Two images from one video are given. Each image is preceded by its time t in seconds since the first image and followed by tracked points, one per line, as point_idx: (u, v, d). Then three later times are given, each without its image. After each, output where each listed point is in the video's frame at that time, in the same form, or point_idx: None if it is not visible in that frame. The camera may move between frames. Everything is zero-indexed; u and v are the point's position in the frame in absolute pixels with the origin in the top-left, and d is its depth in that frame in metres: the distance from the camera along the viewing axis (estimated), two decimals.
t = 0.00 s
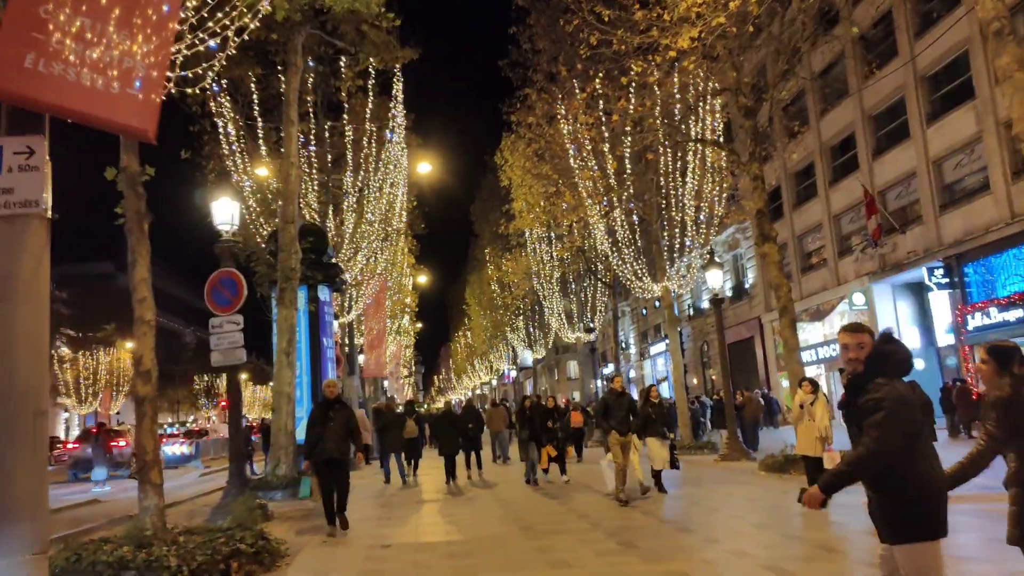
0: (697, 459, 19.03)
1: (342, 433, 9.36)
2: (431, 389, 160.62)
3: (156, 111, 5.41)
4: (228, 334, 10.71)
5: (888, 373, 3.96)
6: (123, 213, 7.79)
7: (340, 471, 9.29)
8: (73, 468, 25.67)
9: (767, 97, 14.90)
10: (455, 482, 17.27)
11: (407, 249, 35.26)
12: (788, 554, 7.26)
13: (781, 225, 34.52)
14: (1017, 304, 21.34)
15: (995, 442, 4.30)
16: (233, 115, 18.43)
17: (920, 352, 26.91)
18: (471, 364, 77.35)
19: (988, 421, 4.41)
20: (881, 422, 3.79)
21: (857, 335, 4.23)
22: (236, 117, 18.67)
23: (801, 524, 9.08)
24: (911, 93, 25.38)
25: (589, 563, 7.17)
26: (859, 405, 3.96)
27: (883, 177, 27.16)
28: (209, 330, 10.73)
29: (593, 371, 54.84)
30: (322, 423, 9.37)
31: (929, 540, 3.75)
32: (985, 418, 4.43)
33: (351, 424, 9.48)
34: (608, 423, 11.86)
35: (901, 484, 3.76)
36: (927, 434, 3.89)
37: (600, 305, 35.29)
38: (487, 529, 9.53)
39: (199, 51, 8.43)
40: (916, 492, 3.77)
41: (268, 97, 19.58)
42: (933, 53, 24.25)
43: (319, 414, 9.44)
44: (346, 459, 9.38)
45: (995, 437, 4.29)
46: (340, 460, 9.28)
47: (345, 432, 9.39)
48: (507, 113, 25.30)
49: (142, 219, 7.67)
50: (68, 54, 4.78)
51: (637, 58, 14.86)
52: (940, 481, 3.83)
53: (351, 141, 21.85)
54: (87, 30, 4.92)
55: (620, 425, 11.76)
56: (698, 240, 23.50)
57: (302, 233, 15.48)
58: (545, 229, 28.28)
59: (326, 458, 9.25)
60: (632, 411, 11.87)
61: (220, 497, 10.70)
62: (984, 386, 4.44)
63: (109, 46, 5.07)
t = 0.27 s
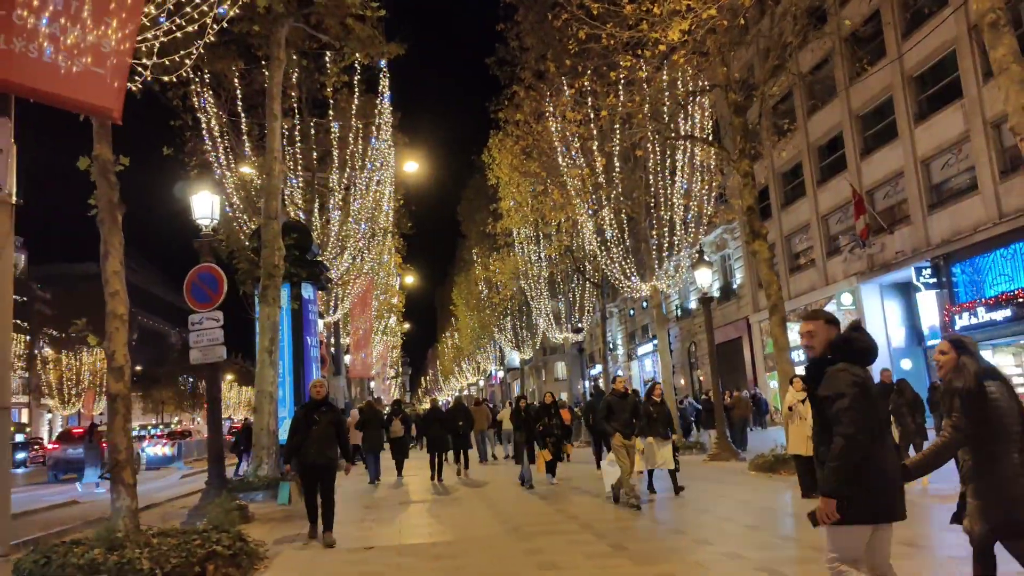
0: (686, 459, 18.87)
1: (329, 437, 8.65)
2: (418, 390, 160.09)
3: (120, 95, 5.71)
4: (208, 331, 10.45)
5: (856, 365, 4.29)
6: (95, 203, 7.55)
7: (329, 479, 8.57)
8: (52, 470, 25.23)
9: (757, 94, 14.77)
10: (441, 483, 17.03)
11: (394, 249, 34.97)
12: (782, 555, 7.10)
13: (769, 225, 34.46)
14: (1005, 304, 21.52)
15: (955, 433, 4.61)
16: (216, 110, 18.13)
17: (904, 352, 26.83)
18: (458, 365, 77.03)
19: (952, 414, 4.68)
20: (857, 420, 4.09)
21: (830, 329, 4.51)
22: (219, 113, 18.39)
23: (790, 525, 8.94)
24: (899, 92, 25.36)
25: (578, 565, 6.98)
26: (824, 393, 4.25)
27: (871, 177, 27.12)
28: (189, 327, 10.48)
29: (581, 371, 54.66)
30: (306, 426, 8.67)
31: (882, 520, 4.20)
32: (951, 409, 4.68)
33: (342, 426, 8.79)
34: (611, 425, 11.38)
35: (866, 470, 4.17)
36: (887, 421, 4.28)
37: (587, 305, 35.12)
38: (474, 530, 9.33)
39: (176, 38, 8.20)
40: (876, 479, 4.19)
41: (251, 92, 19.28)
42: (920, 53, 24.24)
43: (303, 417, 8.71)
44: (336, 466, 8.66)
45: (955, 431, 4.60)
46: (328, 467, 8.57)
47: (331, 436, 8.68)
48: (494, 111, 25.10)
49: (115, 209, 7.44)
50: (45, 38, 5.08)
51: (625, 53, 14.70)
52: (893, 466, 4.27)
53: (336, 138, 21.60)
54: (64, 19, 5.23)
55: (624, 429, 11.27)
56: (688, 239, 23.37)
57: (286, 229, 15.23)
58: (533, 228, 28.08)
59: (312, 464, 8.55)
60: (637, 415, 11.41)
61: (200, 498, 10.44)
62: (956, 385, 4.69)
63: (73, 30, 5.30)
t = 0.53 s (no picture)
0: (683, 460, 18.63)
1: (319, 436, 8.29)
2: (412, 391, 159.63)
3: (88, 77, 6.31)
4: (195, 329, 10.19)
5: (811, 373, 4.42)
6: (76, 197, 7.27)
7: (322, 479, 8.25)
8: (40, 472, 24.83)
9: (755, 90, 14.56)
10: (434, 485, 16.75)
11: (387, 248, 34.68)
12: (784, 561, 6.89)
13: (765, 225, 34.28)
14: (1003, 304, 21.33)
15: (918, 435, 4.82)
16: (206, 107, 17.86)
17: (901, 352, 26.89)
18: (452, 365, 76.67)
19: (915, 417, 4.88)
20: (819, 426, 4.18)
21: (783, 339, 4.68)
22: (209, 109, 18.11)
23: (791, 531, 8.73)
24: (895, 91, 25.20)
25: (574, 571, 6.75)
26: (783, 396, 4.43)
27: (867, 177, 26.98)
28: (175, 326, 10.23)
29: (575, 372, 54.38)
30: (296, 425, 8.31)
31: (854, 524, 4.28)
32: (912, 410, 4.91)
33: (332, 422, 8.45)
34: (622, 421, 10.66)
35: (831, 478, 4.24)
36: (853, 427, 4.38)
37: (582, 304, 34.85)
38: (467, 534, 9.12)
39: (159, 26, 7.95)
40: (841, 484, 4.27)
41: (242, 88, 19.02)
42: (917, 52, 24.12)
43: (292, 416, 8.36)
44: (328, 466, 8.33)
45: (923, 432, 4.80)
46: (320, 467, 8.23)
47: (321, 435, 8.32)
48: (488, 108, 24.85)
49: (96, 202, 7.17)
50: (18, 21, 5.84)
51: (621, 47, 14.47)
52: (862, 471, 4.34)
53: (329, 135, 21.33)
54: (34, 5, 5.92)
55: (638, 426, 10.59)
56: (684, 238, 23.16)
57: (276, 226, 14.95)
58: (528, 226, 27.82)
59: (303, 465, 8.19)
60: (650, 413, 10.71)
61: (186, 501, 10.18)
62: (915, 387, 5.00)
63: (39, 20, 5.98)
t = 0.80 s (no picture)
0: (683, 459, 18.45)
1: (312, 438, 7.92)
2: (409, 390, 159.56)
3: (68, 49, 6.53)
4: (186, 324, 9.97)
5: (769, 371, 4.34)
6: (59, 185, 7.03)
7: (314, 484, 7.88)
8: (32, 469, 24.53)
9: (756, 82, 14.36)
10: (431, 484, 16.57)
11: (383, 245, 34.45)
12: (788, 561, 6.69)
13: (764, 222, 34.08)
14: (1004, 300, 21.26)
15: (893, 429, 4.66)
16: (200, 100, 17.61)
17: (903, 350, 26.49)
18: (450, 363, 76.54)
19: (890, 409, 4.73)
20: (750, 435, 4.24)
21: (745, 333, 4.50)
22: (203, 101, 17.85)
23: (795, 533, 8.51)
24: (897, 86, 25.00)
25: (572, 572, 6.55)
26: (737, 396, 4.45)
27: (867, 173, 26.79)
28: (166, 320, 10.00)
29: (573, 370, 54.20)
30: (286, 426, 7.94)
31: (813, 521, 4.31)
32: (887, 404, 4.75)
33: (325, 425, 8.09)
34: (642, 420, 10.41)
35: (790, 478, 4.27)
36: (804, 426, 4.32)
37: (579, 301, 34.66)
38: (464, 533, 8.90)
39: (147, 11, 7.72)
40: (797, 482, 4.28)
41: (237, 82, 18.77)
42: (919, 46, 23.92)
43: (282, 418, 7.98)
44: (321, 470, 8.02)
45: (901, 424, 4.65)
46: (311, 470, 7.87)
47: (314, 438, 7.95)
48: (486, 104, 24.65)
49: (81, 192, 6.93)
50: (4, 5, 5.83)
51: (622, 39, 14.29)
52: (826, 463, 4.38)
53: (325, 131, 21.11)
54: None
55: (658, 425, 10.34)
56: (682, 235, 23.00)
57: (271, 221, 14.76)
58: (526, 223, 27.62)
59: (293, 468, 7.82)
60: (672, 411, 10.39)
61: (177, 500, 9.95)
62: (887, 378, 4.86)
63: None
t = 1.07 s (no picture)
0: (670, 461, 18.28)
1: (289, 433, 7.13)
2: (393, 391, 158.93)
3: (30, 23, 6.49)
4: (162, 320, 9.70)
5: (726, 368, 4.51)
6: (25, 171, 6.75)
7: (288, 483, 7.12)
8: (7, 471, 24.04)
9: (746, 80, 14.23)
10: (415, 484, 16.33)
11: (368, 244, 34.14)
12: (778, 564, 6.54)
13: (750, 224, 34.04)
14: (990, 303, 21.16)
15: (838, 439, 4.75)
16: (181, 94, 17.27)
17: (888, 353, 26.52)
18: (435, 365, 76.21)
19: (834, 418, 4.81)
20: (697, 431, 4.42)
21: (710, 332, 4.69)
22: (184, 95, 17.53)
23: (787, 536, 8.36)
24: (883, 88, 25.00)
25: None
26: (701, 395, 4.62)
27: (854, 175, 26.78)
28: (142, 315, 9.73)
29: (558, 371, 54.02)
30: (259, 419, 7.15)
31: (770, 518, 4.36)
32: (833, 413, 4.81)
33: (303, 417, 7.26)
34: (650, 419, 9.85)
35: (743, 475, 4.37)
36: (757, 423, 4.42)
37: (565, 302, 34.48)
38: (447, 535, 8.70)
39: None
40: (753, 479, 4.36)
41: (219, 76, 18.45)
42: (906, 48, 23.91)
43: (255, 409, 7.17)
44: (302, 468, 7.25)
45: (843, 435, 4.74)
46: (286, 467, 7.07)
47: (291, 433, 7.16)
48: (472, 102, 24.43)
49: (50, 180, 6.67)
50: None
51: (611, 36, 14.12)
52: (786, 465, 4.42)
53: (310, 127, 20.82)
54: None
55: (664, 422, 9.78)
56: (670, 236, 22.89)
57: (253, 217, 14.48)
58: (512, 223, 27.43)
59: (266, 465, 7.04)
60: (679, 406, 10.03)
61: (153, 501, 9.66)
62: (835, 387, 4.89)
63: None
